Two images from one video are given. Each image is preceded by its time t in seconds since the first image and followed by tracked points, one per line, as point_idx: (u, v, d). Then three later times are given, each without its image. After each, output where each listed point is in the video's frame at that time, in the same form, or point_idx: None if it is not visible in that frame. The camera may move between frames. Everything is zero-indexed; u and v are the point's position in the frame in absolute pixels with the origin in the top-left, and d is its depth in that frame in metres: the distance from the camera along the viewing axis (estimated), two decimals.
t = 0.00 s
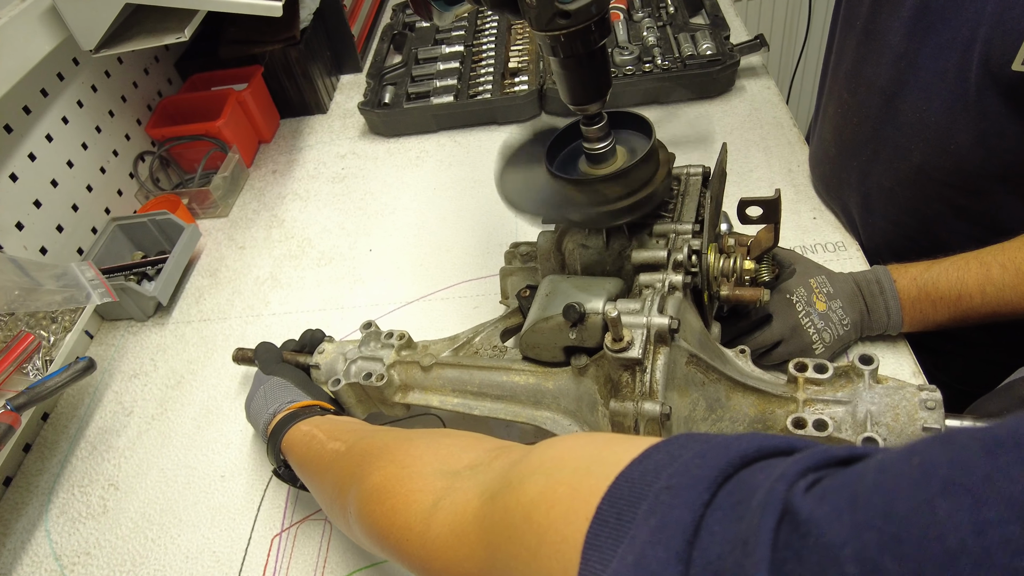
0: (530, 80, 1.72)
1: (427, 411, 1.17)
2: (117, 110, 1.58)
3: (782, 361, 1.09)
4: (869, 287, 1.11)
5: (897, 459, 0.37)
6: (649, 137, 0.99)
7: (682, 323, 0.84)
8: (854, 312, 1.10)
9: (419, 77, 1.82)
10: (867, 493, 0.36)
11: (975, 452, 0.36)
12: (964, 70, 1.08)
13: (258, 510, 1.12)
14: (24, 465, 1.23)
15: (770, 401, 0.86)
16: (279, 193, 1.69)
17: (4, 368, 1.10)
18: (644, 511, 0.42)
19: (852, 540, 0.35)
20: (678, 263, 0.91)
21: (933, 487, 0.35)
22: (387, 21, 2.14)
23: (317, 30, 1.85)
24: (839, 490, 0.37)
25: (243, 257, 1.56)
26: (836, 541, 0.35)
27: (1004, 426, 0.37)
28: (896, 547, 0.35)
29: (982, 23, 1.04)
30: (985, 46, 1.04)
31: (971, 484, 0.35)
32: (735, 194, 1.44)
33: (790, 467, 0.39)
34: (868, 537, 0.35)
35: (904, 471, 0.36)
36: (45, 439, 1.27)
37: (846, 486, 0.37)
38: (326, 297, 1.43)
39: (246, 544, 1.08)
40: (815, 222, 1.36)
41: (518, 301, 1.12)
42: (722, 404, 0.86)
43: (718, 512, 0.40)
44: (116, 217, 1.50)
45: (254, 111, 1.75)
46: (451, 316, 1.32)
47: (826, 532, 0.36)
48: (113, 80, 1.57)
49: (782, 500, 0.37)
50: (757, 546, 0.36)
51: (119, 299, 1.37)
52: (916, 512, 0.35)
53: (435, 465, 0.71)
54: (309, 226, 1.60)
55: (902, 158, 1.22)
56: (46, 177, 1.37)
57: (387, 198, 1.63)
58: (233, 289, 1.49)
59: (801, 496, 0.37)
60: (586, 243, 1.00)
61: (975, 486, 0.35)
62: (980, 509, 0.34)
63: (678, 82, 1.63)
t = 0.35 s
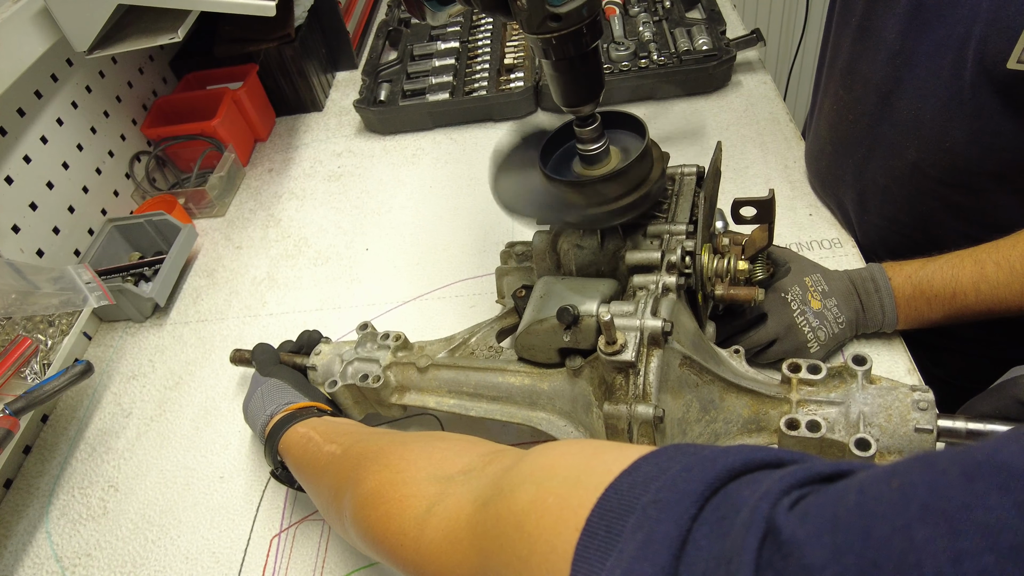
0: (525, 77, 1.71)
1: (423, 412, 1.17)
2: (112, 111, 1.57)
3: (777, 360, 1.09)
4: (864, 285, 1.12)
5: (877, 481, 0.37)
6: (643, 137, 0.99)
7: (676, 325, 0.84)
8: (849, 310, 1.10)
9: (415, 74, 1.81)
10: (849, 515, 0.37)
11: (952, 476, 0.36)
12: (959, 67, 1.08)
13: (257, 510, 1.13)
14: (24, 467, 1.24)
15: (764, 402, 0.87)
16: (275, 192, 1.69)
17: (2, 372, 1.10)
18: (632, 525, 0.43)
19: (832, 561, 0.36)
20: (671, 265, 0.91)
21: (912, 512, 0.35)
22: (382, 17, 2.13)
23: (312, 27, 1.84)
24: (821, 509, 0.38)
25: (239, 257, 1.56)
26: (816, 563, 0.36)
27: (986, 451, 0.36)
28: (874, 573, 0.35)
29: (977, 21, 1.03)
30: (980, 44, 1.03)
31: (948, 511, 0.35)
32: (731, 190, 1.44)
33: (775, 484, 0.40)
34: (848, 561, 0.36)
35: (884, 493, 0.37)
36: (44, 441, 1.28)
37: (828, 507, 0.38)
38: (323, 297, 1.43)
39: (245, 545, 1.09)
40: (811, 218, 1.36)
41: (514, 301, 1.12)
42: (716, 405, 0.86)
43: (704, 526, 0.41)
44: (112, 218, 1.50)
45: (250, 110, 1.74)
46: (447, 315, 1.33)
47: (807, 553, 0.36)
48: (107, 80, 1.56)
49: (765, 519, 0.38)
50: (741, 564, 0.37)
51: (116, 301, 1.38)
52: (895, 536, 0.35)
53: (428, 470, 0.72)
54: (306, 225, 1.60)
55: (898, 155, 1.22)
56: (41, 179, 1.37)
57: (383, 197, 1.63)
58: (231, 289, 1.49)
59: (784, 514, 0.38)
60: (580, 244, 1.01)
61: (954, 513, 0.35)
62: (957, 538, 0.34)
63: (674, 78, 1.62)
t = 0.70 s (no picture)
0: (527, 70, 1.71)
1: (430, 405, 1.18)
2: (114, 108, 1.57)
3: (781, 352, 1.10)
4: (867, 276, 1.12)
5: (887, 481, 0.38)
6: (647, 131, 0.99)
7: (682, 318, 0.85)
8: (852, 302, 1.11)
9: (416, 68, 1.81)
10: (859, 516, 0.37)
11: (959, 478, 0.37)
12: (963, 59, 1.08)
13: (265, 505, 1.14)
14: (33, 464, 1.25)
15: (770, 393, 0.87)
16: (278, 187, 1.69)
17: (11, 370, 1.11)
18: (645, 522, 0.43)
19: (843, 563, 0.37)
20: (676, 258, 0.91)
21: (921, 514, 0.37)
22: (382, 11, 2.12)
23: (313, 22, 1.84)
24: (831, 508, 0.38)
25: (243, 253, 1.56)
26: (828, 564, 0.37)
27: (991, 449, 0.38)
28: (885, 572, 0.36)
29: (981, 12, 1.03)
30: (984, 35, 1.04)
31: (958, 513, 0.36)
32: (734, 183, 1.44)
33: (784, 484, 0.40)
34: (858, 561, 0.36)
35: (894, 494, 0.37)
36: (53, 438, 1.28)
37: (839, 506, 0.38)
38: (327, 292, 1.43)
39: (255, 539, 1.10)
40: (814, 211, 1.36)
41: (519, 295, 1.13)
42: (722, 397, 0.87)
43: (715, 524, 0.42)
44: (116, 215, 1.51)
45: (252, 105, 1.74)
46: (453, 310, 1.33)
47: (818, 553, 0.37)
48: (109, 77, 1.56)
49: (777, 519, 0.38)
50: (753, 565, 0.38)
51: (122, 298, 1.38)
52: (904, 538, 0.36)
53: (440, 465, 0.73)
54: (309, 221, 1.60)
55: (901, 147, 1.22)
56: (45, 177, 1.37)
57: (386, 192, 1.63)
58: (235, 285, 1.50)
59: (795, 514, 0.38)
60: (586, 238, 1.00)
61: (962, 515, 0.36)
62: (963, 542, 0.36)
63: (676, 70, 1.62)
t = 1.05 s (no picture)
0: (525, 68, 1.72)
1: (431, 402, 1.20)
2: (114, 108, 1.58)
3: (777, 347, 1.12)
4: (862, 273, 1.14)
5: (880, 464, 0.39)
6: (643, 130, 1.00)
7: (678, 316, 0.86)
8: (848, 298, 1.12)
9: (414, 66, 1.82)
10: (855, 497, 0.39)
11: (952, 460, 0.38)
12: (955, 56, 1.09)
13: (270, 501, 1.16)
14: (40, 463, 1.27)
15: (765, 389, 0.89)
16: (279, 186, 1.71)
17: (17, 370, 1.12)
18: (645, 508, 0.45)
19: (839, 541, 0.38)
20: (673, 257, 0.93)
21: (914, 493, 0.38)
22: (381, 9, 2.13)
23: (312, 21, 1.84)
24: (828, 491, 0.40)
25: (245, 252, 1.57)
26: (825, 543, 0.38)
27: (980, 433, 0.39)
28: (879, 551, 0.37)
29: (972, 10, 1.04)
30: (976, 32, 1.05)
31: (949, 493, 0.38)
32: (731, 180, 1.45)
33: (782, 468, 0.42)
34: (854, 539, 0.38)
35: (887, 476, 0.39)
36: (58, 436, 1.30)
37: (835, 489, 0.39)
38: (328, 290, 1.45)
39: (260, 535, 1.11)
40: (811, 207, 1.37)
41: (518, 293, 1.14)
42: (718, 393, 0.88)
43: (713, 509, 0.43)
44: (118, 215, 1.52)
45: (251, 104, 1.75)
46: (453, 308, 1.35)
47: (815, 533, 0.38)
48: (109, 77, 1.57)
49: (774, 501, 0.40)
50: (750, 545, 0.39)
51: (125, 298, 1.39)
52: (898, 517, 0.37)
53: (442, 457, 0.74)
54: (310, 219, 1.61)
55: (895, 143, 1.23)
56: (48, 178, 1.38)
57: (385, 190, 1.64)
58: (237, 284, 1.51)
59: (792, 496, 0.40)
60: (583, 237, 1.01)
61: (952, 494, 0.37)
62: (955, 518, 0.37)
63: (673, 68, 1.63)
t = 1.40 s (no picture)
0: (524, 66, 1.73)
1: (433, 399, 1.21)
2: (116, 109, 1.59)
3: (775, 342, 1.13)
4: (859, 268, 1.15)
5: (869, 456, 0.41)
6: (641, 128, 1.01)
7: (676, 312, 0.87)
8: (845, 293, 1.13)
9: (413, 65, 1.83)
10: (845, 487, 0.40)
11: (935, 451, 0.39)
12: (949, 53, 1.11)
13: (274, 498, 1.17)
14: (46, 461, 1.28)
15: (762, 383, 0.90)
16: (279, 185, 1.71)
17: (24, 370, 1.13)
18: (646, 499, 0.46)
19: (831, 529, 0.39)
20: (671, 253, 0.94)
21: (901, 485, 0.39)
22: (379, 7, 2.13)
23: (311, 20, 1.85)
24: (820, 481, 0.41)
25: (247, 251, 1.58)
26: (816, 530, 0.39)
27: (965, 425, 0.40)
28: (865, 537, 0.38)
29: (965, 8, 1.06)
30: (969, 30, 1.06)
31: (931, 481, 0.38)
32: (729, 177, 1.46)
33: (777, 460, 0.43)
34: (843, 527, 0.39)
35: (877, 468, 0.40)
36: (64, 435, 1.31)
37: (827, 479, 0.41)
38: (330, 289, 1.46)
39: (265, 531, 1.13)
40: (808, 203, 1.38)
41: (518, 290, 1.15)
42: (716, 387, 0.90)
43: (712, 500, 0.44)
44: (120, 215, 1.53)
45: (251, 104, 1.76)
46: (454, 305, 1.36)
47: (807, 520, 0.39)
48: (110, 78, 1.58)
49: (770, 491, 0.41)
50: (746, 533, 0.40)
51: (128, 297, 1.41)
52: (885, 506, 0.39)
53: (447, 451, 0.75)
54: (311, 218, 1.62)
55: (890, 140, 1.25)
56: (50, 179, 1.39)
57: (386, 189, 1.65)
58: (239, 283, 1.52)
59: (787, 487, 0.41)
60: (582, 234, 1.03)
61: (935, 483, 0.38)
62: (936, 507, 0.38)
63: (671, 65, 1.64)
